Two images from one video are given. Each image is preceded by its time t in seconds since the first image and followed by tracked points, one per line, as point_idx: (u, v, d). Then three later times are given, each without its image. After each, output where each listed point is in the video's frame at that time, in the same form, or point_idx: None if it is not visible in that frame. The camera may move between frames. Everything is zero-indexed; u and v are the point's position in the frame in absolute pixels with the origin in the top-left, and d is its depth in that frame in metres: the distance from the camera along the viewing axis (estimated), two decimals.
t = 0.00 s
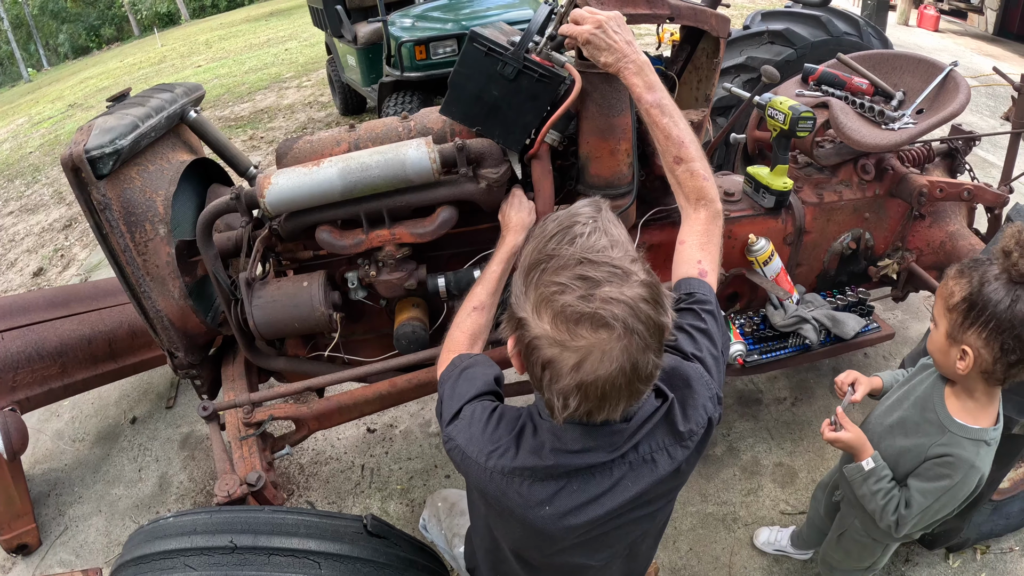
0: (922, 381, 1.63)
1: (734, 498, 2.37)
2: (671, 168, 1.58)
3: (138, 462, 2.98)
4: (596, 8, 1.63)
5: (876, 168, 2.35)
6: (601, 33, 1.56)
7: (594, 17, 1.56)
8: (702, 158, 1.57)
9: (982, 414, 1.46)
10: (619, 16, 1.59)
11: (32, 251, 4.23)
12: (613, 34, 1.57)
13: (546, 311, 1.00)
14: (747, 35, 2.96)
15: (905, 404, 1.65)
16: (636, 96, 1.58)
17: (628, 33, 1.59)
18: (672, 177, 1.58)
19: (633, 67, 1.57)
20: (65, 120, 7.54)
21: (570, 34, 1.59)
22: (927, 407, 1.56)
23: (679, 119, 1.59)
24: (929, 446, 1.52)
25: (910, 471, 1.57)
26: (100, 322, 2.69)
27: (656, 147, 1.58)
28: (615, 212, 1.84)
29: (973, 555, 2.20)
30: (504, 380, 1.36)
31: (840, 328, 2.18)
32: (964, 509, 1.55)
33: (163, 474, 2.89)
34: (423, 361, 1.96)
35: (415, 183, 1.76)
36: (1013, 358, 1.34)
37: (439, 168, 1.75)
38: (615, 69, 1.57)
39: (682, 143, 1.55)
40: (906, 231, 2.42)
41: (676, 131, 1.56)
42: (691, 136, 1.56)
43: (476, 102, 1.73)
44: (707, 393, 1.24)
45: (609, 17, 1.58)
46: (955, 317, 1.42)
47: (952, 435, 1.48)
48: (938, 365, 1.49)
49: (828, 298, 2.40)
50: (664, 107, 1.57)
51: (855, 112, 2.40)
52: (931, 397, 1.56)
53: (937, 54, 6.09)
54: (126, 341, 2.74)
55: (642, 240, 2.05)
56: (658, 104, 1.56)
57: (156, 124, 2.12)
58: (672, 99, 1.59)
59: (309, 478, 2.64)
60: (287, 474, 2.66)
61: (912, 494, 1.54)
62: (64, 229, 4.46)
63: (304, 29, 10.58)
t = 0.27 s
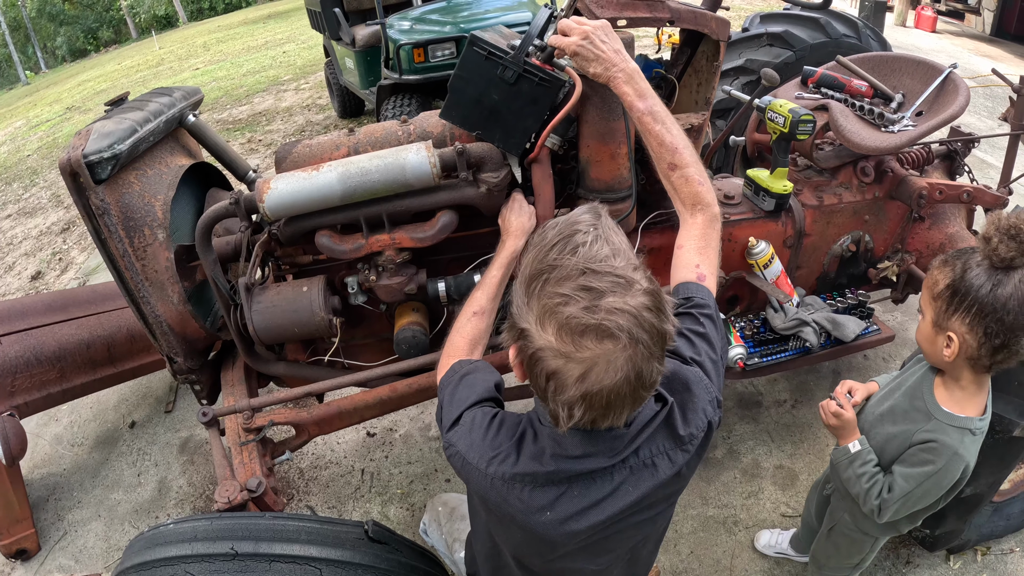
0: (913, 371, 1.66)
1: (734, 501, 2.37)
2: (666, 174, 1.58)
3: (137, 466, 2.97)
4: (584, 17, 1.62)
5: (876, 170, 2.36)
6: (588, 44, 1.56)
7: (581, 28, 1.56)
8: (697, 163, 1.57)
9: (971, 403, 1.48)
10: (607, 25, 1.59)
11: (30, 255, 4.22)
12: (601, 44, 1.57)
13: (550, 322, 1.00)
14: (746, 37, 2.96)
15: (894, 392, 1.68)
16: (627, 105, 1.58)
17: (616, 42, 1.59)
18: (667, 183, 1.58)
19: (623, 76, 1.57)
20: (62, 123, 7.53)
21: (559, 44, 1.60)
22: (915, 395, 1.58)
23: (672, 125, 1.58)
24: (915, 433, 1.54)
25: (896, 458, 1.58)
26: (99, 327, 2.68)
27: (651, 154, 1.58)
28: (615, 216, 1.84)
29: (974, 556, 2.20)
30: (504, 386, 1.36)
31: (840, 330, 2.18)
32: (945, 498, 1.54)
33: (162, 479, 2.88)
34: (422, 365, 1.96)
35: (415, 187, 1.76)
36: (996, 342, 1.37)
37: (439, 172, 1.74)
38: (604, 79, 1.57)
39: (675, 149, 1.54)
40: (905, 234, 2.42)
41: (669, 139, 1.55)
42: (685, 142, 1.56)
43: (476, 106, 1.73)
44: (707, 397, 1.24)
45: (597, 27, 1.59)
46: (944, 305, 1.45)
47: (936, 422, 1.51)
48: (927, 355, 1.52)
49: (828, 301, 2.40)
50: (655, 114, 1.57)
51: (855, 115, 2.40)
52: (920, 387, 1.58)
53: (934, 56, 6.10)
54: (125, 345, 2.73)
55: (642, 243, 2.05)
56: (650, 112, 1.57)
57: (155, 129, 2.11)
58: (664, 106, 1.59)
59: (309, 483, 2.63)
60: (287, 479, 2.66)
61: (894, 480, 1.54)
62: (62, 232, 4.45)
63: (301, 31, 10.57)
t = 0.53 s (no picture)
0: (898, 368, 1.67)
1: (733, 502, 2.37)
2: (670, 177, 1.58)
3: (135, 471, 2.96)
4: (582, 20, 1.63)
5: (872, 172, 2.36)
6: (586, 49, 1.58)
7: (580, 33, 1.57)
8: (699, 165, 1.57)
9: (960, 393, 1.51)
10: (605, 29, 1.60)
11: (26, 259, 4.21)
12: (600, 49, 1.58)
13: (538, 341, 1.01)
14: (742, 40, 2.97)
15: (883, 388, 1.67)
16: (628, 107, 1.58)
17: (615, 46, 1.60)
18: (670, 185, 1.58)
19: (622, 80, 1.57)
20: (59, 126, 7.51)
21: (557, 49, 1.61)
22: (905, 392, 1.59)
23: (674, 127, 1.59)
24: (912, 429, 1.55)
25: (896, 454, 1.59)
26: (96, 331, 2.67)
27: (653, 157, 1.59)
28: (612, 220, 1.85)
29: (972, 556, 2.20)
30: (505, 392, 1.36)
31: (838, 332, 2.19)
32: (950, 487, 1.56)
33: (160, 484, 2.88)
34: (422, 370, 1.96)
35: (413, 191, 1.75)
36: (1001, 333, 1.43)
37: (436, 177, 1.74)
38: (603, 83, 1.57)
39: (677, 152, 1.55)
40: (902, 235, 2.43)
41: (671, 141, 1.56)
42: (687, 144, 1.56)
43: (473, 111, 1.74)
44: (709, 404, 1.24)
45: (595, 31, 1.60)
46: (955, 298, 1.43)
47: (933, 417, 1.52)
48: (919, 349, 1.51)
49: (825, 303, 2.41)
50: (657, 117, 1.57)
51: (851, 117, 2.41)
52: (908, 382, 1.60)
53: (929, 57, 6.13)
54: (122, 350, 2.72)
55: (640, 246, 2.06)
56: (651, 115, 1.57)
57: (152, 134, 2.11)
58: (666, 109, 1.60)
59: (307, 487, 2.63)
60: (286, 483, 2.65)
61: (899, 476, 1.54)
62: (58, 236, 4.44)
63: (298, 34, 10.57)
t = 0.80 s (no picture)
0: (890, 408, 1.63)
1: (732, 503, 2.37)
2: (663, 180, 1.58)
3: (133, 474, 2.96)
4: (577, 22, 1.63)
5: (870, 172, 2.37)
6: (581, 49, 1.58)
7: (575, 34, 1.58)
8: (694, 167, 1.57)
9: (964, 413, 1.52)
10: (600, 30, 1.60)
11: (24, 262, 4.20)
12: (595, 50, 1.58)
13: (532, 346, 1.01)
14: (739, 40, 2.98)
15: (871, 428, 1.69)
16: (622, 110, 1.59)
17: (610, 46, 1.60)
18: (665, 188, 1.58)
19: (617, 81, 1.57)
20: (56, 129, 7.50)
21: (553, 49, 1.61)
22: (910, 430, 1.57)
23: (669, 130, 1.58)
24: (933, 466, 1.54)
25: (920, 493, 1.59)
26: (94, 334, 2.67)
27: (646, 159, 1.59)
28: (609, 221, 1.85)
29: (971, 555, 2.21)
30: (502, 394, 1.36)
31: (836, 332, 2.19)
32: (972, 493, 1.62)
33: (159, 487, 2.87)
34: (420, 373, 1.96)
35: (410, 193, 1.75)
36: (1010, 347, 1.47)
37: (434, 179, 1.74)
38: (598, 84, 1.57)
39: (671, 155, 1.55)
40: (900, 235, 2.43)
41: (665, 144, 1.56)
42: (681, 147, 1.56)
43: (471, 112, 1.74)
44: (705, 407, 1.24)
45: (591, 32, 1.59)
46: (983, 320, 1.39)
47: (951, 446, 1.52)
48: (935, 375, 1.44)
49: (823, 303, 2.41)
50: (651, 119, 1.57)
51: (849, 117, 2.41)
52: (909, 418, 1.58)
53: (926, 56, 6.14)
54: (120, 353, 2.71)
55: (638, 248, 2.06)
56: (645, 117, 1.57)
57: (149, 136, 2.10)
58: (660, 111, 1.59)
59: (306, 490, 2.63)
60: (285, 486, 2.65)
61: (936, 513, 1.55)
62: (56, 239, 4.43)
63: (295, 36, 10.57)
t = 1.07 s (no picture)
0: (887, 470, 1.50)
1: (733, 502, 2.37)
2: (667, 177, 1.58)
3: (133, 474, 2.95)
4: (588, 15, 1.65)
5: (870, 170, 2.36)
6: (591, 41, 1.59)
7: (585, 25, 1.58)
8: (697, 166, 1.58)
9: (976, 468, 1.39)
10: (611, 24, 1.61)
11: (23, 263, 4.19)
12: (604, 42, 1.59)
13: (534, 351, 1.01)
14: (739, 39, 2.98)
15: (864, 490, 1.57)
16: (629, 105, 1.59)
17: (620, 41, 1.61)
18: (667, 186, 1.58)
19: (625, 76, 1.58)
20: (55, 130, 7.50)
21: (562, 40, 1.60)
22: (916, 496, 1.45)
23: (674, 128, 1.60)
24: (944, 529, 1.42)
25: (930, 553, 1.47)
26: (93, 335, 2.67)
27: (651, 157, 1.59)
28: (610, 220, 1.84)
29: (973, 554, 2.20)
30: (502, 393, 1.35)
31: (837, 331, 2.18)
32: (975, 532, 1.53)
33: (159, 487, 2.87)
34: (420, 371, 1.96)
35: (410, 192, 1.75)
36: None
37: (434, 177, 1.74)
38: (606, 78, 1.58)
39: (676, 152, 1.56)
40: (900, 233, 2.43)
41: (670, 140, 1.57)
42: (686, 145, 1.57)
43: (470, 111, 1.73)
44: (706, 403, 1.23)
45: (601, 24, 1.61)
46: (1004, 407, 1.23)
47: (962, 505, 1.40)
48: (946, 459, 1.31)
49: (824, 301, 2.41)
50: (657, 116, 1.58)
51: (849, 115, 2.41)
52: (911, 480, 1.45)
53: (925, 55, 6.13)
54: (119, 353, 2.71)
55: (639, 246, 2.06)
56: (652, 113, 1.58)
57: (148, 136, 2.10)
58: (666, 108, 1.60)
59: (306, 490, 2.62)
60: (285, 486, 2.64)
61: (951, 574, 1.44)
62: (55, 240, 4.43)
63: (295, 36, 10.56)
